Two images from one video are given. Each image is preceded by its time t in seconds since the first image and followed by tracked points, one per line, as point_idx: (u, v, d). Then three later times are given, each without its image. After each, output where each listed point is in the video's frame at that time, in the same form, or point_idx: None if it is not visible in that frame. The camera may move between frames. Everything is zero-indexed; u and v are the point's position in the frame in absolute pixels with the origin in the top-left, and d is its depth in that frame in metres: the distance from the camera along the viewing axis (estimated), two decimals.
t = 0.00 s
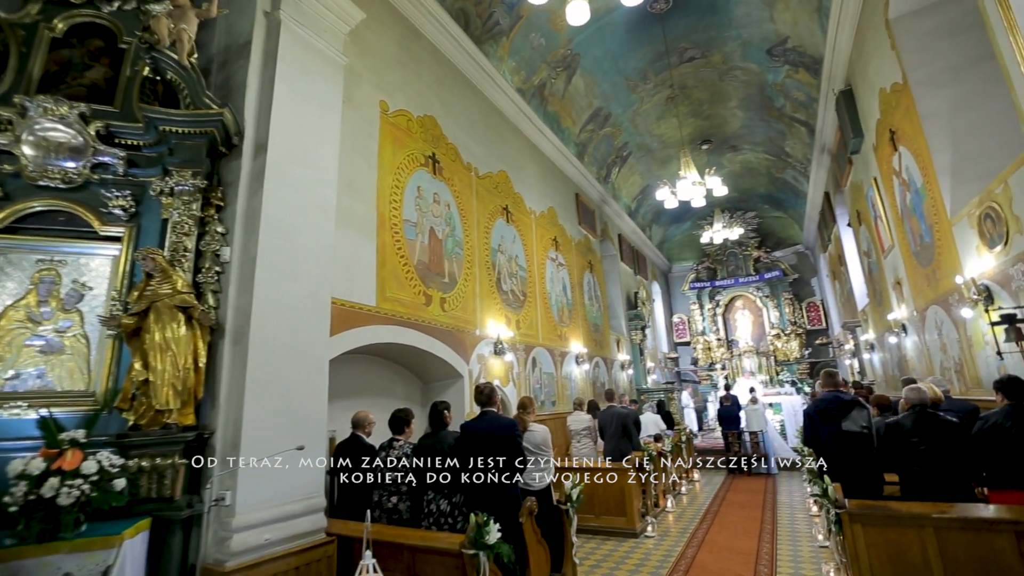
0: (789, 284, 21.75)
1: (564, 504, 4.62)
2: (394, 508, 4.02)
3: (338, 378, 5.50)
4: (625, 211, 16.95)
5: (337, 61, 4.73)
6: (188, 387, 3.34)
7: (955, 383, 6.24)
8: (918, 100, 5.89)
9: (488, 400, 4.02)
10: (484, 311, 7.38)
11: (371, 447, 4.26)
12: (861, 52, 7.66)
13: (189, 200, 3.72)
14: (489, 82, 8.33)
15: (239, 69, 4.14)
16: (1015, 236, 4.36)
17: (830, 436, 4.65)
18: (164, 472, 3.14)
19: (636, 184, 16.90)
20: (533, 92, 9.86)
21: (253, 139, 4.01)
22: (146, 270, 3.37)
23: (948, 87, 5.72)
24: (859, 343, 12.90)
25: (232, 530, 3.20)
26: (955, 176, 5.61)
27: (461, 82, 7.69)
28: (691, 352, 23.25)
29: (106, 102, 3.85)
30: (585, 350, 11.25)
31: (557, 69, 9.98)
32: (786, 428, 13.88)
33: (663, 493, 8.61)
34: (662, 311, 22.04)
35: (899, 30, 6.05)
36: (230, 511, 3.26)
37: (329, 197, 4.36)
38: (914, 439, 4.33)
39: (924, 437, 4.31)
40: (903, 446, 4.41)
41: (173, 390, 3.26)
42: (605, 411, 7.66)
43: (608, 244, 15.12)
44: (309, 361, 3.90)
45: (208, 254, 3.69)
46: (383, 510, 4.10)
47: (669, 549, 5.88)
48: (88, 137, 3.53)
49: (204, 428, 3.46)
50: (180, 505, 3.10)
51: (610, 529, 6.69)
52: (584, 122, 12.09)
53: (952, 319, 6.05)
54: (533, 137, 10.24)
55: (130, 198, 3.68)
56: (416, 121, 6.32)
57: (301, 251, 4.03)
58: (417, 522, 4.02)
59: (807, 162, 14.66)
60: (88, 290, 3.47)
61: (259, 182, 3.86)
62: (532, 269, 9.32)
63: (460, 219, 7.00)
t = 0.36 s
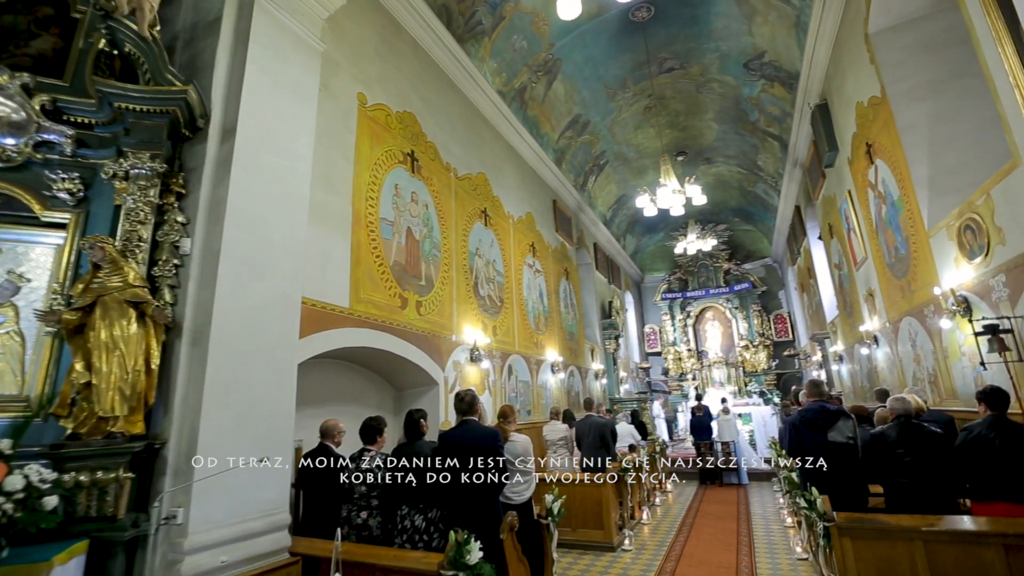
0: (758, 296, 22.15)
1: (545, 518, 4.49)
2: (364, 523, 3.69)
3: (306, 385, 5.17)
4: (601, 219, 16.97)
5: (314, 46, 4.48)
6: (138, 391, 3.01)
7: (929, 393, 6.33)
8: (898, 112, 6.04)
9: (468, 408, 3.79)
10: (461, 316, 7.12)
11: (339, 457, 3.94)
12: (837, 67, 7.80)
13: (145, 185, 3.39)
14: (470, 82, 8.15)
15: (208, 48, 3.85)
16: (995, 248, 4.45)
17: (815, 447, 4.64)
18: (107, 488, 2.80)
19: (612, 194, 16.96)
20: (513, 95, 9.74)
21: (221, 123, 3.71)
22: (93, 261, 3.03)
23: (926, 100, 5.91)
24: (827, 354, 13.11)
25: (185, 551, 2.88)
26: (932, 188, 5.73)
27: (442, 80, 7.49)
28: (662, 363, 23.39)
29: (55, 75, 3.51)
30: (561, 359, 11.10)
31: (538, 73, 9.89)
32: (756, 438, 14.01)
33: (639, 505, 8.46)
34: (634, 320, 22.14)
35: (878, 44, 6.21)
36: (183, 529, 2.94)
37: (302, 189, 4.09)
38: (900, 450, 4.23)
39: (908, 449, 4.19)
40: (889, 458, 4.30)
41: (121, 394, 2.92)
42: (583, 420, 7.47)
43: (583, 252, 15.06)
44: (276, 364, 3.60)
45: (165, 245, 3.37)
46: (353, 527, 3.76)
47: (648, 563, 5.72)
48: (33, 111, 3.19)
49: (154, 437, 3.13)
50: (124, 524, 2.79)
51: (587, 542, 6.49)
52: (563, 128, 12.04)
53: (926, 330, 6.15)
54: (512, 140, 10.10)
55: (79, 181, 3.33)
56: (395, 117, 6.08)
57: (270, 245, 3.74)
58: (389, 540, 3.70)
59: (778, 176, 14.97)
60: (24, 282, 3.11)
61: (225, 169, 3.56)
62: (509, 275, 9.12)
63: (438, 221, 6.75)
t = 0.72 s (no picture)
0: (731, 308, 22.43)
1: (530, 536, 4.23)
2: (336, 546, 3.38)
3: (273, 392, 4.78)
4: (580, 228, 16.89)
5: (292, 26, 4.20)
6: (79, 396, 2.64)
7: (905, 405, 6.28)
8: (881, 125, 5.99)
9: (455, 419, 3.51)
10: (440, 322, 6.80)
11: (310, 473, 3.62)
12: (819, 79, 7.89)
13: (95, 166, 3.03)
14: (453, 79, 7.93)
15: (175, 21, 3.54)
16: (982, 258, 4.36)
17: (807, 460, 4.44)
18: (37, 510, 2.43)
19: (591, 203, 16.94)
20: (496, 98, 9.57)
21: (185, 102, 3.38)
22: (31, 249, 2.67)
23: (909, 114, 5.87)
24: (800, 366, 13.23)
25: None
26: (914, 202, 5.66)
27: (425, 77, 7.25)
28: (636, 373, 23.39)
29: None
30: (539, 368, 10.87)
31: (522, 76, 9.80)
32: (730, 450, 13.99)
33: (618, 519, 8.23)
34: (610, 330, 22.12)
35: (863, 57, 6.22)
36: (130, 556, 2.57)
37: (274, 179, 3.78)
38: (890, 462, 4.07)
39: (899, 460, 4.06)
40: (877, 470, 4.14)
41: (58, 399, 2.55)
42: (564, 430, 7.24)
43: (561, 260, 14.92)
44: (241, 367, 3.26)
45: (117, 233, 3.02)
46: (322, 551, 3.43)
47: None
48: None
49: (98, 450, 2.77)
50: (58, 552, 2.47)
51: (567, 558, 6.23)
52: (544, 134, 11.92)
53: (906, 341, 6.08)
54: (494, 143, 9.90)
55: (16, 157, 2.99)
56: (376, 110, 5.81)
57: (239, 237, 3.41)
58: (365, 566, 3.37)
59: (754, 189, 15.18)
60: None
61: (189, 152, 3.23)
62: (489, 281, 8.85)
63: (418, 221, 6.46)
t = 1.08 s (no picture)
0: (708, 321, 22.58)
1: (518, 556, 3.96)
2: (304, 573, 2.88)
3: (239, 402, 4.39)
4: (561, 237, 16.78)
5: (272, 8, 3.95)
6: (14, 403, 2.29)
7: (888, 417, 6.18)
8: (869, 138, 5.95)
9: (442, 431, 3.26)
10: (421, 328, 6.50)
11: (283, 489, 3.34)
12: (805, 91, 7.94)
13: (41, 142, 2.65)
14: (438, 79, 7.71)
15: None
16: (974, 269, 4.24)
17: (804, 475, 4.22)
18: None
19: (572, 212, 16.87)
20: (481, 101, 9.41)
21: (149, 79, 3.10)
22: None
23: (897, 127, 5.83)
24: (778, 378, 13.28)
25: None
26: (902, 213, 5.61)
27: (410, 75, 7.03)
28: (614, 385, 23.28)
29: None
30: (520, 378, 10.62)
31: (507, 79, 9.66)
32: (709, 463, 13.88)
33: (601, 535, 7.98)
34: (588, 341, 22.02)
35: (850, 68, 6.24)
36: None
37: (248, 168, 3.49)
38: (887, 475, 3.86)
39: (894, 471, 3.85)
40: (874, 484, 3.92)
41: None
42: (547, 443, 6.96)
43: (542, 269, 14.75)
44: (207, 372, 2.95)
45: (67, 219, 2.69)
46: None
47: None
48: None
49: (36, 466, 2.42)
50: None
51: None
52: (528, 141, 11.79)
53: (891, 353, 5.99)
54: (478, 148, 9.70)
55: None
56: (359, 105, 5.55)
57: (208, 228, 3.11)
58: None
59: (733, 203, 15.33)
60: None
61: (154, 134, 2.94)
62: (472, 288, 8.57)
63: (401, 222, 6.18)
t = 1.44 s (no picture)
0: (687, 334, 22.70)
1: None
2: None
3: (205, 411, 4.08)
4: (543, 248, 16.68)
5: None
6: None
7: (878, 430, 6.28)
8: (859, 149, 6.11)
9: (430, 443, 2.99)
10: (404, 335, 6.25)
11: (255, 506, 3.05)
12: (791, 105, 8.03)
13: None
14: (425, 81, 7.53)
15: None
16: (975, 279, 4.36)
17: (807, 490, 4.21)
18: None
19: (554, 223, 16.80)
20: (468, 107, 9.28)
21: (120, 56, 2.85)
22: None
23: (887, 139, 5.98)
24: (759, 392, 13.32)
25: None
26: (894, 224, 5.77)
27: (398, 75, 6.85)
28: (593, 398, 23.15)
29: None
30: (502, 389, 10.38)
31: (494, 87, 9.55)
32: (690, 478, 13.77)
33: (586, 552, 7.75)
34: (568, 353, 21.89)
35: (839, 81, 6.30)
36: None
37: (225, 157, 3.26)
38: (892, 492, 3.78)
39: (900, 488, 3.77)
40: (878, 500, 3.83)
41: None
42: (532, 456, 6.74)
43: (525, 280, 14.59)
44: (172, 375, 2.69)
45: (20, 202, 2.39)
46: None
47: None
48: None
49: None
50: None
51: None
52: (513, 150, 11.70)
53: (883, 366, 6.11)
54: (464, 154, 9.54)
55: None
56: (345, 102, 5.34)
57: (180, 219, 2.87)
58: None
59: (714, 217, 15.48)
60: None
61: (122, 113, 2.69)
62: (456, 295, 8.34)
63: (385, 225, 5.95)
